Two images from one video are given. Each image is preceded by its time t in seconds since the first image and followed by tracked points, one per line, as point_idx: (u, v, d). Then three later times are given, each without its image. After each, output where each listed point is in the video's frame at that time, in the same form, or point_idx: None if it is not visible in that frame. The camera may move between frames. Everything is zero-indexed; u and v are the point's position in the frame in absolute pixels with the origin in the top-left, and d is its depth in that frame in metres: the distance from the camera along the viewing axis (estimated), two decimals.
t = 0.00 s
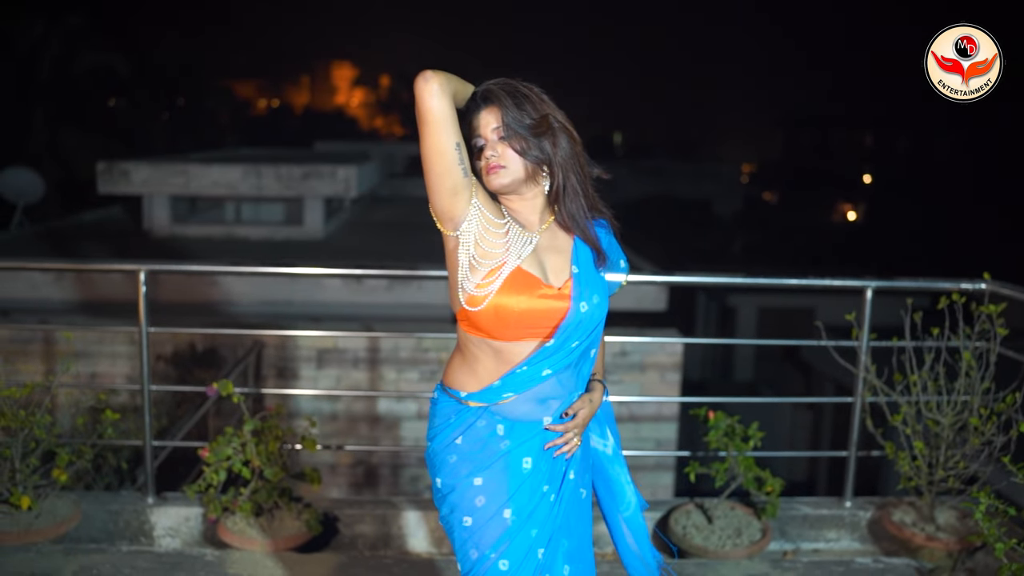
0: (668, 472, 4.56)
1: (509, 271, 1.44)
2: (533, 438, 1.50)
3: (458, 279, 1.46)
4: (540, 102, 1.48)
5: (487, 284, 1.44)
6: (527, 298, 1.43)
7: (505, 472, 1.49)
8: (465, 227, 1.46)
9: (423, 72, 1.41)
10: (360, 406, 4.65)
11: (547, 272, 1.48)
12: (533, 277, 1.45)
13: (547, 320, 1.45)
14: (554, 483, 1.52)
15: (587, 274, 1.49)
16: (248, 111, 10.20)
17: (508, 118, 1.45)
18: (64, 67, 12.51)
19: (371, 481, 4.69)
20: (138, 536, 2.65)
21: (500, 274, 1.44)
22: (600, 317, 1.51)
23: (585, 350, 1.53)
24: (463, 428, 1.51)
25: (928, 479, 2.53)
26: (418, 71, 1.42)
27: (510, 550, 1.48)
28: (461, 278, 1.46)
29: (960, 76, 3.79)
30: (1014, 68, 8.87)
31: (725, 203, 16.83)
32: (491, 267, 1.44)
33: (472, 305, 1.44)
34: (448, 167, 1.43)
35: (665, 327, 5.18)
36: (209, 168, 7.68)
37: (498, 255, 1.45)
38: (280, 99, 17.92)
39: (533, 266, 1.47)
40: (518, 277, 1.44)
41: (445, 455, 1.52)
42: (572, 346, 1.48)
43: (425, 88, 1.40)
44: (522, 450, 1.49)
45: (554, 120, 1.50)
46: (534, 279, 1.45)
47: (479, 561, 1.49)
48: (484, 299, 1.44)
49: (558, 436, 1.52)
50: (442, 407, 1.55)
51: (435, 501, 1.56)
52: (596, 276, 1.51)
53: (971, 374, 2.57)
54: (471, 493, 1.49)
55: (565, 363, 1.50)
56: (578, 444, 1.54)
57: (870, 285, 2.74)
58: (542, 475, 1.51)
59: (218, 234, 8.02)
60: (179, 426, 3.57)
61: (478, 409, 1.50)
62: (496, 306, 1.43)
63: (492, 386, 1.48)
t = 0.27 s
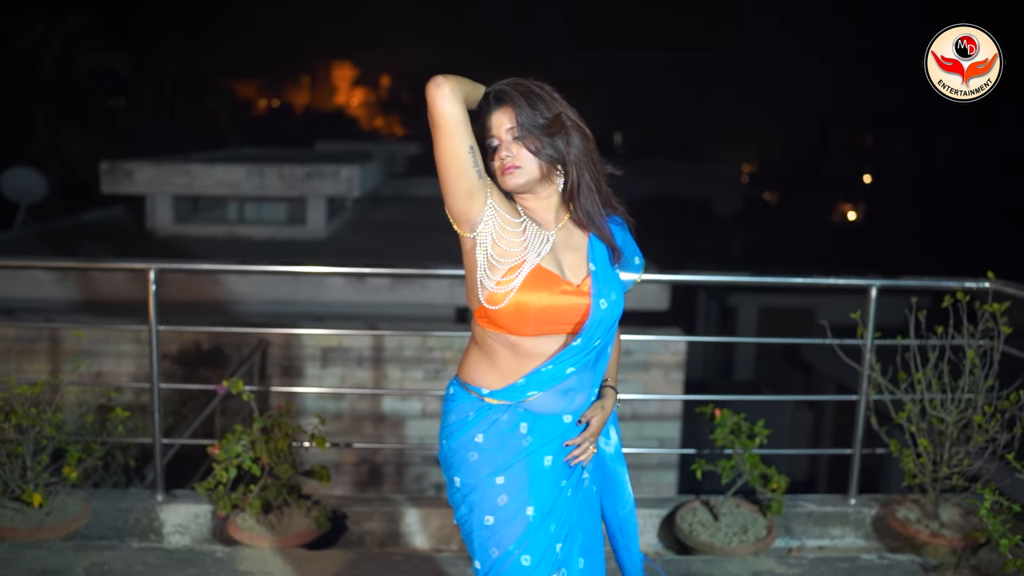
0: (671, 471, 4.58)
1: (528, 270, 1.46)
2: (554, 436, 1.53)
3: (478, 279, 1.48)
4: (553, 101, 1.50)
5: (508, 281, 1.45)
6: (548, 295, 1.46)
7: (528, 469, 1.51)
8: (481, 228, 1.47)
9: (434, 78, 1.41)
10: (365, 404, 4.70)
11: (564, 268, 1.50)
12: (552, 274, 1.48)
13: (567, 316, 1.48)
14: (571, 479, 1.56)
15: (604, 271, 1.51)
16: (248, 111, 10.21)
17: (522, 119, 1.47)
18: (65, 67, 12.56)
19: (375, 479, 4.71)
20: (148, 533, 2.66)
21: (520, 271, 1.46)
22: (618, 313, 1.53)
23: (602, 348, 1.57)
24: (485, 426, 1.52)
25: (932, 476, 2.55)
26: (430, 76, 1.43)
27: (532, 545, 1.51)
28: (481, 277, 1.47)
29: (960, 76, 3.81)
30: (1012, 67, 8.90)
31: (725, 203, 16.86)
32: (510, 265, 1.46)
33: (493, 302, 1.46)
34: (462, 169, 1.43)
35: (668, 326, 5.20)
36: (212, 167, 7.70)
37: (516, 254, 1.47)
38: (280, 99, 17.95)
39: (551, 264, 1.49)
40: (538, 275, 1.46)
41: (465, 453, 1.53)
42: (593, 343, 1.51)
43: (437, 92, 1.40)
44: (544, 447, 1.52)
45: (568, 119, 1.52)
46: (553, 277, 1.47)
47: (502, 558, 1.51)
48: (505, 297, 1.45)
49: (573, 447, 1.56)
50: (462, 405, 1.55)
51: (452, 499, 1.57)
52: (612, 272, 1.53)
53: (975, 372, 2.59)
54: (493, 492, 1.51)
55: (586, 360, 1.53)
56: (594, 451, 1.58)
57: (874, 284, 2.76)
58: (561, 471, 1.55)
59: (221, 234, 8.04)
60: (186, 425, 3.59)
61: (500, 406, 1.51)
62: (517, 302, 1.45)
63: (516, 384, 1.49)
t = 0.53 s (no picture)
0: (674, 469, 4.61)
1: (543, 265, 1.47)
2: (569, 434, 1.56)
3: (492, 276, 1.49)
4: (564, 99, 1.51)
5: (523, 277, 1.46)
6: (564, 289, 1.47)
7: (545, 465, 1.53)
8: (495, 226, 1.47)
9: (444, 80, 1.42)
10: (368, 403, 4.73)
11: (577, 264, 1.52)
12: (566, 269, 1.49)
13: (583, 311, 1.50)
14: (584, 474, 1.60)
15: (616, 266, 1.53)
16: (249, 111, 10.23)
17: (534, 117, 1.48)
18: (67, 68, 12.26)
19: (379, 478, 4.74)
20: (156, 530, 2.67)
21: (535, 268, 1.47)
22: (632, 307, 1.55)
23: (616, 344, 1.60)
24: (502, 420, 1.53)
25: (935, 474, 2.57)
26: (440, 77, 1.43)
27: (547, 542, 1.54)
28: (495, 274, 1.48)
29: (959, 77, 3.83)
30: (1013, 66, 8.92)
31: (726, 203, 16.87)
32: (525, 261, 1.47)
33: (507, 299, 1.47)
34: (474, 169, 1.44)
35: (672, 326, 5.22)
36: (215, 167, 7.72)
37: (531, 249, 1.48)
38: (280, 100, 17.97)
39: (564, 260, 1.50)
40: (553, 270, 1.48)
41: (480, 447, 1.54)
42: (611, 337, 1.53)
43: (448, 93, 1.41)
44: (560, 444, 1.55)
45: (578, 117, 1.53)
46: (568, 272, 1.49)
47: (518, 553, 1.53)
48: (520, 292, 1.46)
49: (589, 449, 1.61)
50: (476, 398, 1.56)
51: (465, 493, 1.58)
52: (623, 267, 1.55)
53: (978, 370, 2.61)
54: (509, 487, 1.52)
55: (602, 354, 1.55)
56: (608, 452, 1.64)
57: (878, 283, 2.77)
58: (575, 468, 1.58)
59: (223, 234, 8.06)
60: (194, 424, 3.62)
61: (518, 399, 1.52)
62: (533, 298, 1.46)
63: (534, 377, 1.51)
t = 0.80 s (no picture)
0: (676, 467, 4.65)
1: (559, 256, 1.49)
2: (583, 430, 1.59)
3: (508, 268, 1.50)
4: (575, 95, 1.53)
5: (541, 267, 1.48)
6: (580, 279, 1.49)
7: (558, 459, 1.56)
8: (508, 222, 1.50)
9: (456, 76, 1.43)
10: (372, 402, 4.74)
11: (591, 255, 1.54)
12: (583, 260, 1.52)
13: (598, 302, 1.52)
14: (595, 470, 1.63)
15: (629, 259, 1.55)
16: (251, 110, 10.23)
17: (546, 114, 1.50)
18: (68, 68, 12.27)
19: (382, 476, 4.76)
20: (164, 526, 2.68)
21: (551, 258, 1.49)
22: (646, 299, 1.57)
23: (632, 337, 1.62)
24: (518, 411, 1.54)
25: (939, 470, 2.59)
26: (452, 74, 1.44)
27: (556, 537, 1.57)
28: (511, 266, 1.50)
29: (959, 76, 3.86)
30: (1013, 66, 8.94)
31: (726, 203, 16.90)
32: (540, 253, 1.49)
33: (524, 290, 1.49)
34: (487, 166, 1.45)
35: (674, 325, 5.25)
36: (217, 166, 7.73)
37: (546, 241, 1.50)
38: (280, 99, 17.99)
39: (579, 251, 1.52)
40: (569, 261, 1.50)
41: (493, 439, 1.55)
42: (626, 326, 1.55)
43: (459, 90, 1.42)
44: (574, 440, 1.58)
45: (589, 113, 1.55)
46: (583, 263, 1.51)
47: (527, 546, 1.56)
48: (537, 283, 1.48)
49: (604, 444, 1.65)
50: (492, 388, 1.57)
51: (475, 482, 1.58)
52: (636, 259, 1.57)
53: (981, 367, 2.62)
54: (523, 479, 1.54)
55: (619, 346, 1.57)
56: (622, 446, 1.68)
57: (882, 281, 2.79)
58: (587, 463, 1.61)
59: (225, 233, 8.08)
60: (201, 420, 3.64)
61: (535, 390, 1.54)
62: (551, 288, 1.48)
63: (553, 368, 1.53)
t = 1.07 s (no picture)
0: (679, 466, 4.67)
1: (572, 250, 1.51)
2: (591, 431, 1.60)
3: (519, 262, 1.51)
4: (586, 95, 1.54)
5: (553, 261, 1.49)
6: (592, 273, 1.51)
7: (567, 460, 1.58)
8: (519, 220, 1.50)
9: (470, 73, 1.44)
10: (375, 401, 4.76)
11: (603, 250, 1.55)
12: (595, 254, 1.53)
13: (609, 297, 1.53)
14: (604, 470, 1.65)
15: (639, 255, 1.57)
16: (252, 111, 10.27)
17: (557, 113, 1.52)
18: (71, 65, 12.83)
19: (385, 475, 4.78)
20: (171, 525, 2.70)
21: (564, 252, 1.50)
22: (656, 295, 1.59)
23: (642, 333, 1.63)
24: (528, 409, 1.56)
25: (942, 468, 2.60)
26: (465, 71, 1.45)
27: (563, 537, 1.59)
28: (523, 261, 1.51)
29: (959, 76, 3.88)
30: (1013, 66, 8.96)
31: (726, 203, 16.93)
32: (553, 247, 1.50)
33: (537, 284, 1.50)
34: (498, 163, 1.45)
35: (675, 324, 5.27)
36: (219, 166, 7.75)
37: (558, 236, 1.51)
38: (281, 100, 18.00)
39: (591, 246, 1.54)
40: (582, 256, 1.52)
41: (502, 436, 1.56)
42: (635, 319, 1.57)
43: (473, 87, 1.43)
44: (584, 441, 1.60)
45: (599, 113, 1.56)
46: (596, 258, 1.53)
47: (534, 544, 1.57)
48: (550, 277, 1.49)
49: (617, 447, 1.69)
50: (503, 386, 1.58)
51: (482, 478, 1.59)
52: (646, 256, 1.58)
53: (984, 365, 2.64)
54: (532, 478, 1.56)
55: (629, 340, 1.59)
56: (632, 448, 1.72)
57: (885, 280, 2.80)
58: (595, 464, 1.63)
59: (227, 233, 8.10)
60: (208, 418, 3.67)
61: (545, 388, 1.55)
62: (564, 283, 1.49)
63: (565, 362, 1.54)
